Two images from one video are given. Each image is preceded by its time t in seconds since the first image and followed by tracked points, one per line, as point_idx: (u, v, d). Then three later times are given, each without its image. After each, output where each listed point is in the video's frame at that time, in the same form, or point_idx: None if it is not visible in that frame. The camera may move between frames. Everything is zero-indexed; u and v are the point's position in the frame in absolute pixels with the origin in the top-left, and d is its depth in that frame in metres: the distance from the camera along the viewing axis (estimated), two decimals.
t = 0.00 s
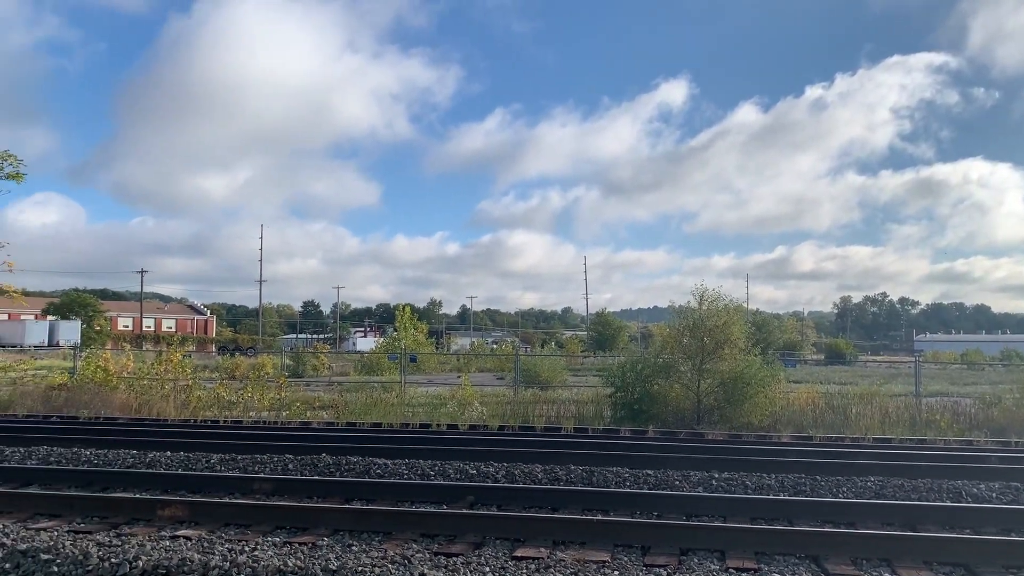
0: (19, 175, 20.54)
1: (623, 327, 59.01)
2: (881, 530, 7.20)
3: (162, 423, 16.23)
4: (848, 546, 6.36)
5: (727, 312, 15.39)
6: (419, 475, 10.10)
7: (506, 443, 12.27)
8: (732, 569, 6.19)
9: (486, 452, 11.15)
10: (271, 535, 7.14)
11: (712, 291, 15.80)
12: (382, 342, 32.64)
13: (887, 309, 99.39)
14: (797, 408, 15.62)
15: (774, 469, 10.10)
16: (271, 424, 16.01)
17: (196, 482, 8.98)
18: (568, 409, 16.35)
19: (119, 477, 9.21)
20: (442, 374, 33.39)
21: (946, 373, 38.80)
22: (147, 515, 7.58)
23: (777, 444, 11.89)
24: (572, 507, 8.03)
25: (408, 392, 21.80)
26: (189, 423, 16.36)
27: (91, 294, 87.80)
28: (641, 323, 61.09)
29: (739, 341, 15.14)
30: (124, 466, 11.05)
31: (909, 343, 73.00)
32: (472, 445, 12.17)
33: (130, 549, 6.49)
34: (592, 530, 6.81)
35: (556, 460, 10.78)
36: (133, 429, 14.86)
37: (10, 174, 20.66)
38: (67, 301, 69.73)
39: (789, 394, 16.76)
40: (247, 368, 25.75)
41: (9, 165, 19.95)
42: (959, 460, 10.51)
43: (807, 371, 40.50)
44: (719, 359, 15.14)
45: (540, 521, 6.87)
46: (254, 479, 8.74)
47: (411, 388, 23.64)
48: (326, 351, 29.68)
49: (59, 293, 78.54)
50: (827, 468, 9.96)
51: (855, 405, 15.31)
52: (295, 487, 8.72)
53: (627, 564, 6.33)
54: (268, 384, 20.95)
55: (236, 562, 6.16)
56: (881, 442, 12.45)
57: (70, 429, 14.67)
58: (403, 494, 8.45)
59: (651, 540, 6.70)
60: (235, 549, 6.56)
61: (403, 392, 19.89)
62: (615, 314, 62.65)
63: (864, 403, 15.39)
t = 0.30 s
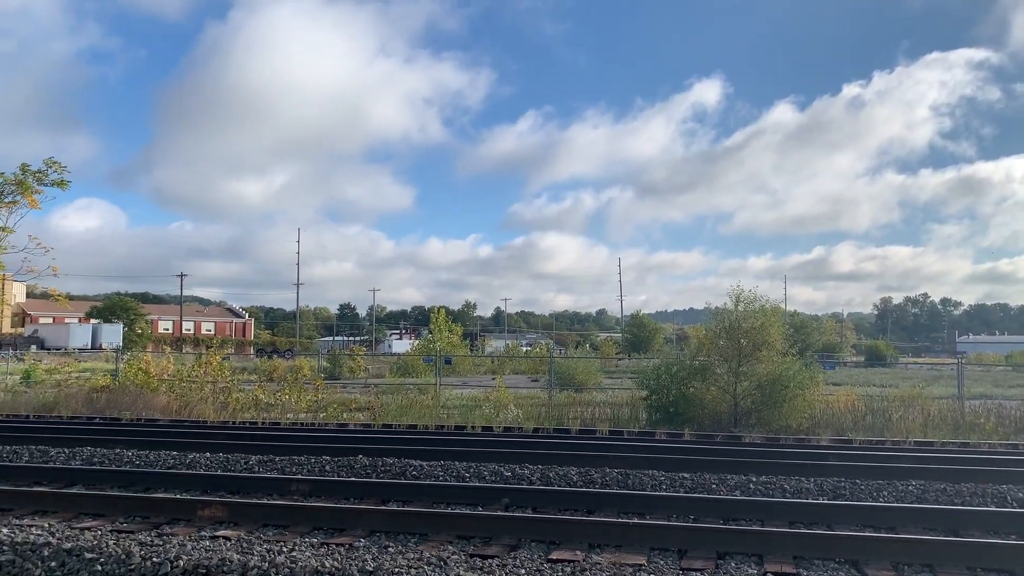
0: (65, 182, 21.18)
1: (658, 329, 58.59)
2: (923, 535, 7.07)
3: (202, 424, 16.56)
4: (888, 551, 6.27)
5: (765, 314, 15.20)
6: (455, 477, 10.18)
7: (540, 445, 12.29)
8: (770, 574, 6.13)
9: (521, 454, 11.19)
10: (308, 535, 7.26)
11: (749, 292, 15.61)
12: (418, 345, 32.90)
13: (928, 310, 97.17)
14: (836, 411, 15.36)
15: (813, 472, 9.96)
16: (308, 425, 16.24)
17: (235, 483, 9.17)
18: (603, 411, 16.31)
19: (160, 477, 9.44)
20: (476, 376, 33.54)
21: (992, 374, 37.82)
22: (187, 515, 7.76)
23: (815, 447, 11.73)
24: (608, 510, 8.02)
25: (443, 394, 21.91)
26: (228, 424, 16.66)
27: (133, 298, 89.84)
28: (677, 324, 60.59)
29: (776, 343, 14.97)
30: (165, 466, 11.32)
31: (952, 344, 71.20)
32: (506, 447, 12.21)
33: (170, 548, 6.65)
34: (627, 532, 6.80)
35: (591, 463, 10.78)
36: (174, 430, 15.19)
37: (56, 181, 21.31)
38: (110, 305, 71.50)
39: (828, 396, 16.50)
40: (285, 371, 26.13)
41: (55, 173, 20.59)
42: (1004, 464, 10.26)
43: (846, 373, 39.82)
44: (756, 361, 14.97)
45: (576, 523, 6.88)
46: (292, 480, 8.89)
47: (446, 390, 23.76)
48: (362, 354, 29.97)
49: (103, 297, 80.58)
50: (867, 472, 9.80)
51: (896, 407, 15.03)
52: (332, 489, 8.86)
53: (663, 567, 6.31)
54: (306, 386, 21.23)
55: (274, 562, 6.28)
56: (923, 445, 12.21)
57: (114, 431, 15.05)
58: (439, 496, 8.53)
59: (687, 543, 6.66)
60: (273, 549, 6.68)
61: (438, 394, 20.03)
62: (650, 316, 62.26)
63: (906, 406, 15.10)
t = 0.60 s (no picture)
0: (110, 188, 21.83)
1: (695, 329, 58.03)
2: (969, 539, 6.92)
3: (244, 424, 16.93)
4: (931, 555, 6.16)
5: (804, 313, 14.98)
6: (492, 478, 10.24)
7: (576, 446, 12.32)
8: None
9: (558, 455, 11.22)
10: (348, 535, 7.40)
11: (788, 292, 15.40)
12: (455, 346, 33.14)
13: (975, 308, 94.63)
14: (880, 413, 15.09)
15: (855, 474, 9.82)
16: (348, 426, 16.50)
17: (276, 482, 9.35)
18: (641, 412, 16.26)
19: (204, 477, 9.67)
20: (513, 377, 33.65)
21: None
22: (230, 515, 7.95)
23: (856, 449, 11.54)
24: (646, 511, 8.02)
25: (480, 394, 22.03)
26: (269, 424, 17.02)
27: (176, 300, 91.84)
28: (715, 324, 59.98)
29: (817, 343, 14.76)
30: (208, 466, 11.59)
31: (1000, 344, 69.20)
32: (544, 448, 12.26)
33: (213, 547, 6.82)
34: (667, 534, 6.78)
35: (628, 465, 10.77)
36: (217, 431, 15.56)
37: (101, 186, 21.97)
38: (153, 307, 73.30)
39: (870, 397, 16.21)
40: (324, 372, 26.49)
41: (101, 179, 21.24)
42: None
43: (890, 374, 38.97)
44: (797, 362, 14.77)
45: (614, 524, 6.89)
46: (331, 480, 9.05)
47: (483, 390, 23.89)
48: (399, 355, 30.24)
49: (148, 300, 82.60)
50: (912, 475, 9.62)
51: (941, 409, 14.70)
52: (370, 489, 8.99)
53: (702, 569, 6.30)
54: (344, 387, 21.52)
55: (315, 562, 6.41)
56: (969, 447, 11.94)
57: (158, 431, 15.44)
58: (477, 496, 8.62)
59: (726, 546, 6.63)
60: (313, 548, 6.81)
61: (475, 395, 20.17)
62: (687, 317, 61.71)
63: (951, 407, 14.77)
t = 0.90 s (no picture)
0: (164, 193, 22.54)
1: (743, 329, 57.15)
2: None
3: (294, 423, 17.31)
4: (989, 559, 6.02)
5: (855, 313, 14.71)
6: (538, 477, 10.31)
7: (622, 447, 12.30)
8: None
9: (603, 455, 11.24)
10: (396, 533, 7.54)
11: (838, 290, 15.13)
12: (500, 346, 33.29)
13: None
14: (935, 414, 14.72)
15: (909, 476, 9.62)
16: (395, 425, 16.76)
17: (325, 481, 9.56)
18: (688, 413, 16.14)
19: (254, 475, 9.94)
20: (558, 377, 33.67)
21: None
22: (280, 512, 8.17)
23: (910, 450, 11.30)
24: (694, 512, 7.99)
25: (525, 394, 22.10)
26: (318, 423, 17.36)
27: (228, 300, 94.03)
28: (763, 324, 58.98)
29: (868, 342, 14.47)
30: (259, 464, 11.91)
31: None
32: (590, 448, 12.29)
33: (264, 544, 7.03)
34: (715, 536, 6.76)
35: (675, 465, 10.72)
36: (267, 429, 15.95)
37: (155, 191, 22.70)
38: (205, 308, 75.20)
39: (925, 398, 15.80)
40: (371, 372, 26.85)
41: (156, 185, 21.95)
42: None
43: (947, 374, 37.86)
44: (848, 362, 14.50)
45: (661, 525, 6.90)
46: (379, 479, 9.23)
47: (528, 390, 23.95)
48: (445, 355, 30.50)
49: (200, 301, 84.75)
50: (969, 477, 9.38)
51: (1000, 410, 14.28)
52: (417, 487, 9.14)
53: (751, 571, 6.26)
54: (391, 387, 21.81)
55: (363, 560, 6.56)
56: None
57: (211, 430, 15.88)
58: (523, 496, 8.70)
59: (776, 548, 6.58)
60: (362, 546, 6.98)
61: (521, 395, 20.25)
62: (735, 316, 60.81)
63: (1011, 408, 14.33)
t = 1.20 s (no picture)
0: (215, 195, 23.17)
1: (792, 329, 56.12)
2: None
3: (341, 421, 17.65)
4: None
5: (907, 312, 14.39)
6: (583, 477, 10.35)
7: (668, 447, 12.27)
8: None
9: (649, 455, 11.23)
10: (442, 530, 7.67)
11: (890, 289, 14.81)
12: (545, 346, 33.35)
13: None
14: (992, 415, 14.34)
15: (964, 480, 9.39)
16: (441, 423, 16.95)
17: (372, 479, 9.75)
18: (735, 413, 15.98)
19: (303, 472, 10.19)
20: (603, 377, 33.58)
21: None
22: (328, 509, 8.36)
23: (965, 453, 11.03)
24: (742, 513, 7.94)
25: (570, 393, 22.11)
26: (365, 422, 17.68)
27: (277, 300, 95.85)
28: (813, 324, 57.81)
29: (921, 342, 14.14)
30: (308, 462, 12.20)
31: None
32: (635, 448, 12.28)
33: (313, 540, 7.23)
34: (763, 538, 6.71)
35: (722, 466, 10.65)
36: (315, 427, 16.29)
37: (207, 194, 23.35)
38: (255, 308, 76.91)
39: (982, 400, 15.36)
40: (417, 371, 27.17)
41: (207, 188, 22.57)
42: None
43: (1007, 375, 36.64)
44: (900, 362, 14.20)
45: (709, 526, 6.88)
46: (426, 477, 9.39)
47: (573, 390, 23.97)
48: (490, 354, 30.68)
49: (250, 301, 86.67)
50: None
51: None
52: (463, 485, 9.26)
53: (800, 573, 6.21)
54: (436, 386, 22.05)
55: (410, 557, 6.70)
56: None
57: (261, 428, 16.29)
58: (568, 495, 8.76)
59: (826, 550, 6.52)
60: (408, 543, 7.11)
61: (566, 394, 20.27)
62: (783, 316, 59.75)
63: None
